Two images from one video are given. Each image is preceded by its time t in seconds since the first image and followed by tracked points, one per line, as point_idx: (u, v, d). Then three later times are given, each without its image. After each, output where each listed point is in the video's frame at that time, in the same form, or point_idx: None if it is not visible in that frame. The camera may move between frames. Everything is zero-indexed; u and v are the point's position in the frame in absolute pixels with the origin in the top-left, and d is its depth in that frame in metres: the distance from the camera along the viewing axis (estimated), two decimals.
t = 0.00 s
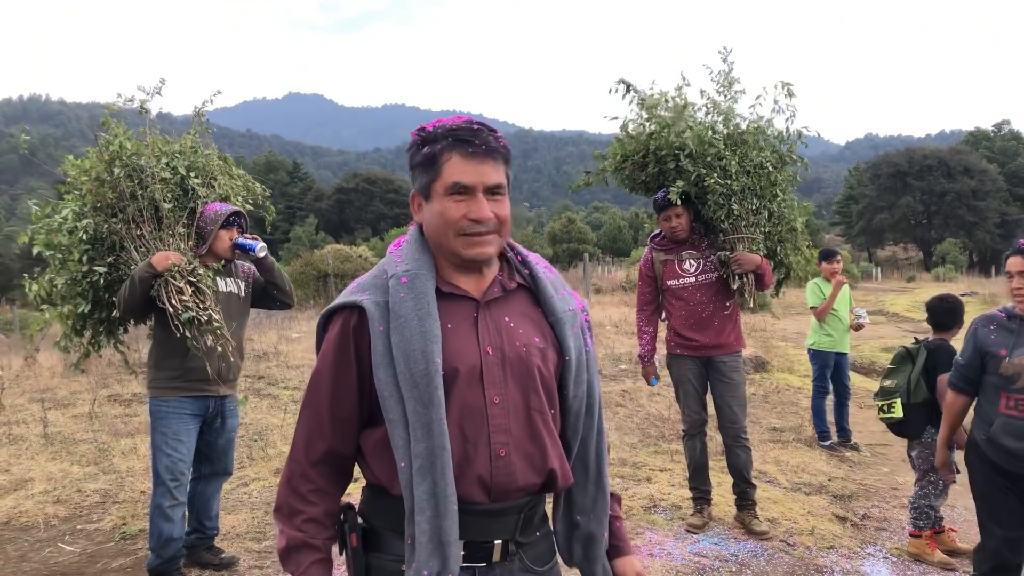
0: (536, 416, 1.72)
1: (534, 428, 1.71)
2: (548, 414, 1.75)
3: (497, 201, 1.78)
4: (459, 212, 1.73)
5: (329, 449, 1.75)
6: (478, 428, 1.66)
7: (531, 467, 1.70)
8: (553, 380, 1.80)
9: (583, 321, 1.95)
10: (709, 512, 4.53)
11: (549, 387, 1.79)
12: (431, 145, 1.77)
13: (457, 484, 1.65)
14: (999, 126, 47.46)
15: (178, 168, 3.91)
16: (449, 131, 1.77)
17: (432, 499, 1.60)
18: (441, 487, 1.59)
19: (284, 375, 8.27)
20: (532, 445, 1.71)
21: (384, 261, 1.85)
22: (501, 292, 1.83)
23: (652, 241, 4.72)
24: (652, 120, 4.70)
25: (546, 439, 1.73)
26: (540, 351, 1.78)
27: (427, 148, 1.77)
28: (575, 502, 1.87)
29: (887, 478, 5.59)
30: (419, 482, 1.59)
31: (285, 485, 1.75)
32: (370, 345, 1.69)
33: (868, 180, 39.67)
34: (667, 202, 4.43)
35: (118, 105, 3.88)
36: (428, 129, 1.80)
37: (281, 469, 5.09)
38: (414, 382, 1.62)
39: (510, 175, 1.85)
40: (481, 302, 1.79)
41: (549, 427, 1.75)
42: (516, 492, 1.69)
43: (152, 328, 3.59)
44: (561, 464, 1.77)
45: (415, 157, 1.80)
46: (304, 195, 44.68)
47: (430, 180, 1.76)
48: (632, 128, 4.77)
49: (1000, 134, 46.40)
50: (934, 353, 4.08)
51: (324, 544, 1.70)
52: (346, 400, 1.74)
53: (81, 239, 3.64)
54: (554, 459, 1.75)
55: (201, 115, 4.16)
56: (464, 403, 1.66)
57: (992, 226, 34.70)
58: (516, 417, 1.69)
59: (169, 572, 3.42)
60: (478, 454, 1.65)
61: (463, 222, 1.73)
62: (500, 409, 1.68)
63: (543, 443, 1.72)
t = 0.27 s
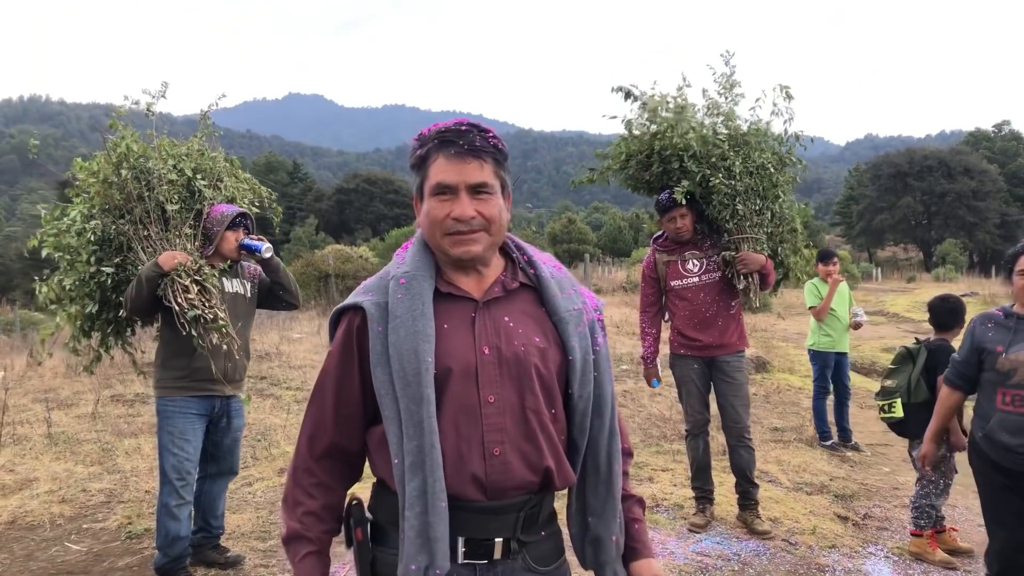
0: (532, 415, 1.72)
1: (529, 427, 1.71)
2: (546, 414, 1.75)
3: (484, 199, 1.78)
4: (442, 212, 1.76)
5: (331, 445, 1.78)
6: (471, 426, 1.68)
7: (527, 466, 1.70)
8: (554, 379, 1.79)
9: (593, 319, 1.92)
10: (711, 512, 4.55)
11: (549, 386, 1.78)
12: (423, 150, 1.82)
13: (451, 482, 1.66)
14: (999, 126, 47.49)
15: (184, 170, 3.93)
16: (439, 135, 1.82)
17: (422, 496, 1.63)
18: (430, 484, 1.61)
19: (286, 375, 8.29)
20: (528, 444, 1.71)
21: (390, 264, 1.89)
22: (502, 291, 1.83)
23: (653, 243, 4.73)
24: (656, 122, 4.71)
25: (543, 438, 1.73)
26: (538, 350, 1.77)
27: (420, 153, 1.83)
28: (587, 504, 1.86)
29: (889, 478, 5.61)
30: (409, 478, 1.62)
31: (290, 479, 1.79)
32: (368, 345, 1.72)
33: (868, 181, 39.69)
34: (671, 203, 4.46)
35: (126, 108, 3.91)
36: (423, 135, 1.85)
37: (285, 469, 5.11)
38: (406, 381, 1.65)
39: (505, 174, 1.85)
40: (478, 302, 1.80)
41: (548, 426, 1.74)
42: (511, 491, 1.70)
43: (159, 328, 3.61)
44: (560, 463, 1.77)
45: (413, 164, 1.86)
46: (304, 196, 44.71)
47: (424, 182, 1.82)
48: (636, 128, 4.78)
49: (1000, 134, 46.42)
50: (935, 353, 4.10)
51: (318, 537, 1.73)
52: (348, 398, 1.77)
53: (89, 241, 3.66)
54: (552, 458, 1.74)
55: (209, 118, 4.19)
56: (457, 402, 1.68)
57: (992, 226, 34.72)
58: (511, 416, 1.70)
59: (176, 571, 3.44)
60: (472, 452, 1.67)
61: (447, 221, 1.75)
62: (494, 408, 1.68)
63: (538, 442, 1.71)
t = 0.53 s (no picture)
0: (526, 414, 1.71)
1: (524, 426, 1.71)
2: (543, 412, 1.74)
3: (487, 205, 1.80)
4: (447, 219, 1.78)
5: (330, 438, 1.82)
6: (464, 422, 1.71)
7: (522, 463, 1.71)
8: (553, 378, 1.77)
9: (602, 319, 1.88)
10: (713, 511, 4.57)
11: (548, 385, 1.77)
12: (426, 157, 1.84)
13: (444, 477, 1.69)
14: (1000, 127, 47.52)
15: (190, 171, 3.95)
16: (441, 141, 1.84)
17: (413, 490, 1.67)
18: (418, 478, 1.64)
19: (288, 375, 8.31)
20: (523, 443, 1.71)
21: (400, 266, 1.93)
22: (504, 291, 1.84)
23: (655, 245, 4.74)
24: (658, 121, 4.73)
25: (538, 436, 1.73)
26: (535, 349, 1.76)
27: (424, 159, 1.85)
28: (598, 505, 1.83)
29: (889, 477, 5.63)
30: (402, 471, 1.67)
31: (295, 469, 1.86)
32: (371, 343, 1.78)
33: (869, 181, 39.71)
34: (675, 202, 4.50)
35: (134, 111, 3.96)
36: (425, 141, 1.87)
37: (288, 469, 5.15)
38: (400, 378, 1.69)
39: (507, 178, 1.86)
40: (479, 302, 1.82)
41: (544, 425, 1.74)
42: (504, 487, 1.71)
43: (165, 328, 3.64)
44: (557, 461, 1.77)
45: (418, 169, 1.88)
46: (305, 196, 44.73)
47: (428, 187, 1.85)
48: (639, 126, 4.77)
49: (1000, 134, 46.44)
50: (929, 352, 4.13)
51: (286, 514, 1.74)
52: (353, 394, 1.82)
53: (96, 241, 3.68)
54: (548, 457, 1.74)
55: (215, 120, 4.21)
56: (450, 398, 1.71)
57: (992, 226, 34.72)
58: (506, 414, 1.71)
59: (182, 570, 3.46)
60: (466, 448, 1.70)
61: (451, 228, 1.78)
62: (487, 405, 1.70)
63: (533, 440, 1.71)
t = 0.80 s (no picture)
0: (525, 415, 1.72)
1: (522, 427, 1.71)
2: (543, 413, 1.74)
3: (489, 203, 1.81)
4: (448, 217, 1.79)
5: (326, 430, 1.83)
6: (463, 423, 1.72)
7: (520, 464, 1.71)
8: (554, 379, 1.78)
9: (607, 319, 1.87)
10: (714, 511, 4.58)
11: (548, 386, 1.77)
12: (430, 156, 1.86)
13: (444, 478, 1.71)
14: (1000, 127, 47.53)
15: (195, 172, 3.98)
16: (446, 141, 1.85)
17: (412, 489, 1.69)
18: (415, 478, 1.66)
19: (290, 375, 8.34)
20: (522, 444, 1.71)
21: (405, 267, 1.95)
22: (506, 291, 1.84)
23: (657, 245, 4.73)
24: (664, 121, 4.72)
25: (537, 437, 1.73)
26: (534, 349, 1.76)
27: (428, 159, 1.87)
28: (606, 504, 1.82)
29: (890, 477, 5.65)
30: (402, 471, 1.70)
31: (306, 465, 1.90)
32: (376, 343, 1.81)
33: (869, 181, 39.73)
34: (681, 201, 4.49)
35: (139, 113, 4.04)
36: (431, 141, 1.89)
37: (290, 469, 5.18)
38: (400, 379, 1.71)
39: (510, 178, 1.87)
40: (480, 302, 1.83)
41: (543, 426, 1.74)
42: (504, 488, 1.71)
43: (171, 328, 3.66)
44: (558, 462, 1.77)
45: (422, 170, 1.90)
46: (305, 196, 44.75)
47: (432, 187, 1.86)
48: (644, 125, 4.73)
49: (1000, 135, 46.46)
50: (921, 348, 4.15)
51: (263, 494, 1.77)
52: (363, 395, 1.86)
53: (101, 242, 3.69)
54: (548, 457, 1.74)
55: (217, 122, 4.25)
56: (451, 400, 1.73)
57: (993, 226, 34.73)
58: (505, 415, 1.72)
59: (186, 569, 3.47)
60: (465, 449, 1.71)
61: (452, 225, 1.79)
62: (487, 407, 1.71)
63: (531, 441, 1.71)
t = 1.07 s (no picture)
0: (527, 414, 1.71)
1: (524, 426, 1.71)
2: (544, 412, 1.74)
3: (496, 201, 1.81)
4: (455, 212, 1.80)
5: (352, 437, 1.87)
6: (465, 422, 1.72)
7: (522, 464, 1.71)
8: (556, 378, 1.77)
9: (611, 318, 1.85)
10: (714, 510, 4.59)
11: (551, 385, 1.77)
12: (439, 153, 1.87)
13: (447, 478, 1.72)
14: (1001, 127, 47.52)
15: (196, 172, 3.99)
16: (454, 139, 1.87)
17: (414, 488, 1.70)
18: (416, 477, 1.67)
19: (291, 375, 8.35)
20: (523, 443, 1.71)
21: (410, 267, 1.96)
22: (509, 290, 1.85)
23: (659, 244, 4.73)
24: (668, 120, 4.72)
25: (538, 437, 1.72)
26: (536, 348, 1.76)
27: (436, 156, 1.88)
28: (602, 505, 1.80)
29: (890, 477, 5.65)
30: (405, 470, 1.71)
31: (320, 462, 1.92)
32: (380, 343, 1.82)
33: (870, 181, 39.72)
34: (684, 202, 4.52)
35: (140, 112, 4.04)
36: (439, 139, 1.90)
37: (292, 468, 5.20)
38: (403, 379, 1.72)
39: (516, 178, 1.89)
40: (482, 301, 1.83)
41: (545, 425, 1.73)
42: (505, 488, 1.71)
43: (173, 328, 3.66)
44: (560, 462, 1.76)
45: (429, 168, 1.91)
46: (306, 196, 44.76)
47: (439, 184, 1.87)
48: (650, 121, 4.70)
49: (1001, 134, 46.45)
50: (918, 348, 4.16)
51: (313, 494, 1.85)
52: (370, 394, 1.88)
53: (104, 242, 3.69)
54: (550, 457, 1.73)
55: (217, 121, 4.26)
56: (453, 399, 1.73)
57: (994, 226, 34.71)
58: (508, 415, 1.71)
59: (188, 568, 3.47)
60: (467, 448, 1.71)
61: (459, 220, 1.79)
62: (488, 406, 1.71)
63: (533, 440, 1.71)
